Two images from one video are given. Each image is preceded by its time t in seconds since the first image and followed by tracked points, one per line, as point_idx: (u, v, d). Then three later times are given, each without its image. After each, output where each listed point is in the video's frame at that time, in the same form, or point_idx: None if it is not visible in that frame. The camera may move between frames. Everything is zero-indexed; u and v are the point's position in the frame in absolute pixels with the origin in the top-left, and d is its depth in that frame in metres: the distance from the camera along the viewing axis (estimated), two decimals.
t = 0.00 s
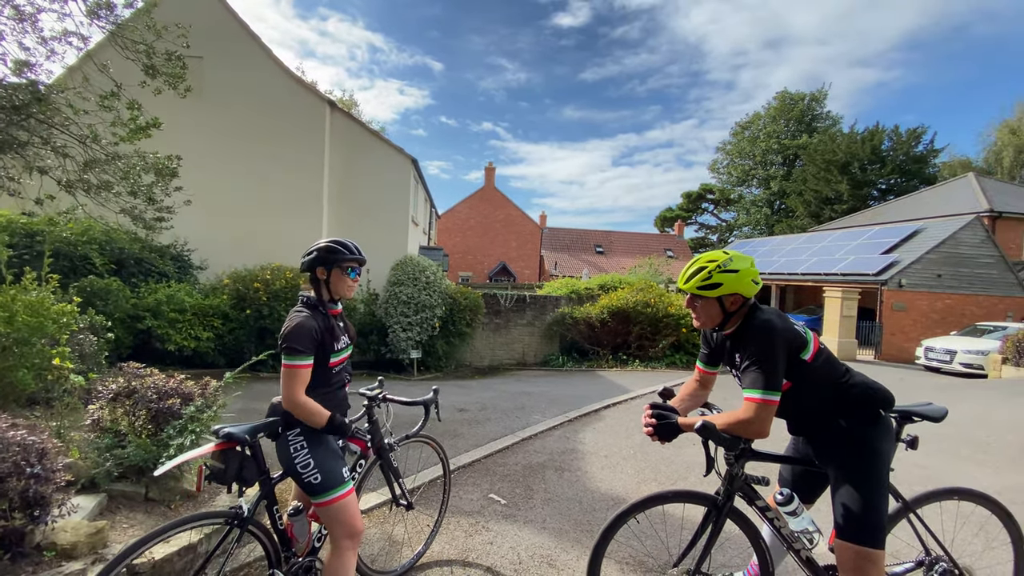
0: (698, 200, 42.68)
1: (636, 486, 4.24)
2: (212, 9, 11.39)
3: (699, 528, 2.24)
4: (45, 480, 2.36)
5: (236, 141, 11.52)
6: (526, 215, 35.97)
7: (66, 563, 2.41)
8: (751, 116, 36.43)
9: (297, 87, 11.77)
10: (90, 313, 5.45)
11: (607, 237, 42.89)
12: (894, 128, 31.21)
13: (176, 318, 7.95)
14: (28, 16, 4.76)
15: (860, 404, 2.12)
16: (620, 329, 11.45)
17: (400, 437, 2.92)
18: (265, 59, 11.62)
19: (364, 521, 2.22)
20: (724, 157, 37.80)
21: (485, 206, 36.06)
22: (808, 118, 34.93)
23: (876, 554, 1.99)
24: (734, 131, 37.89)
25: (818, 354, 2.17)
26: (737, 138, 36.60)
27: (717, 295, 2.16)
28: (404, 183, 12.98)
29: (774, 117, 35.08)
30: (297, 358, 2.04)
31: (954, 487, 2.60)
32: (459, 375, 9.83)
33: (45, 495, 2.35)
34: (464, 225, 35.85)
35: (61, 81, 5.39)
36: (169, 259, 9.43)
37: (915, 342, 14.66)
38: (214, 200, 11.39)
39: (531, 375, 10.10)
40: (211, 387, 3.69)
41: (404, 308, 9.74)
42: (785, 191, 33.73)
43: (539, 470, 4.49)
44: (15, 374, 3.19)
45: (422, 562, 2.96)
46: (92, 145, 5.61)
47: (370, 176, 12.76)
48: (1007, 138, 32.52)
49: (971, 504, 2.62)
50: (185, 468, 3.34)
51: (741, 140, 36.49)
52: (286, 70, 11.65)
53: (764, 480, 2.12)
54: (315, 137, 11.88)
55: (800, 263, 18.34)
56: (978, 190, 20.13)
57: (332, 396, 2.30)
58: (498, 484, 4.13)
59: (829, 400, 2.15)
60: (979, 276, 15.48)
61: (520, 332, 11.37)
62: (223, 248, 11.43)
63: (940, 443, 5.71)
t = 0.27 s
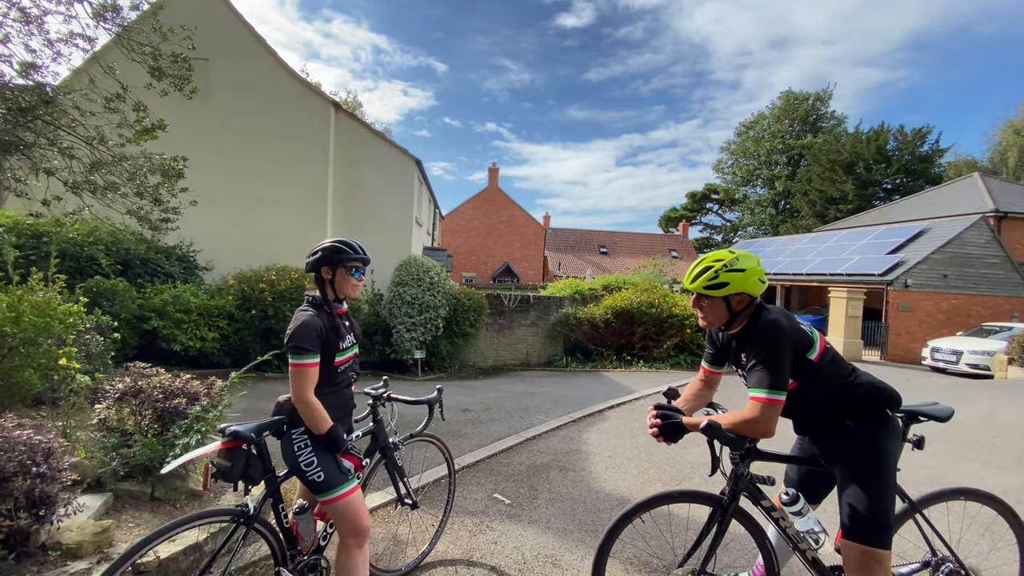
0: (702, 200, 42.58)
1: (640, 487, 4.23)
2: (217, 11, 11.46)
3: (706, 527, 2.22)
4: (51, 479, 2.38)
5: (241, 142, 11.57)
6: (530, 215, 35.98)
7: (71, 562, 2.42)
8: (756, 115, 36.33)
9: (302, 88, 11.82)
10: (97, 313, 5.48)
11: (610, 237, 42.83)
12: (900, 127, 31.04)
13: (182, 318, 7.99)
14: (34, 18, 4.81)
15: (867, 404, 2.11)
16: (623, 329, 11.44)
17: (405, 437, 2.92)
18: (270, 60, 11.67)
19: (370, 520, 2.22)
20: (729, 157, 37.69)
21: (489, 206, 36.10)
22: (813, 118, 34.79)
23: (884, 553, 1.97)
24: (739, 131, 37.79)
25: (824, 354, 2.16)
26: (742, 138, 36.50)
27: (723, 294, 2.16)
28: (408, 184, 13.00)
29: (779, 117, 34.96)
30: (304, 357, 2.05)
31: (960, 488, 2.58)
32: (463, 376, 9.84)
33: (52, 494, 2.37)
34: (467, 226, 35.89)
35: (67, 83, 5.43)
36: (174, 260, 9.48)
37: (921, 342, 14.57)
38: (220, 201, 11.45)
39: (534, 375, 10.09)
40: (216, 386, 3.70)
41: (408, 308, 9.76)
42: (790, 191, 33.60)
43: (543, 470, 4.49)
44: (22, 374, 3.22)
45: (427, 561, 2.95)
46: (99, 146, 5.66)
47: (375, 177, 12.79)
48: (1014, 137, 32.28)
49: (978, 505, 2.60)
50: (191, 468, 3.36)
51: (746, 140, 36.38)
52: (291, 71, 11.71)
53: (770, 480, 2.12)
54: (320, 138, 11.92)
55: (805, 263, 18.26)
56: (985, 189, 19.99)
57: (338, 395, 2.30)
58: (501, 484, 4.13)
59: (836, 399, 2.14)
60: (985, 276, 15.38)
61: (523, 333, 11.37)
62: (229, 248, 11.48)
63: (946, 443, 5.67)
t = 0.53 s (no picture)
0: (707, 201, 42.47)
1: (644, 489, 4.22)
2: (223, 15, 11.54)
3: (710, 530, 2.21)
4: (58, 479, 2.40)
5: (247, 145, 11.63)
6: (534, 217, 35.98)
7: (77, 561, 2.44)
8: (761, 116, 36.21)
9: (307, 90, 11.89)
10: (104, 314, 5.52)
11: (615, 238, 42.76)
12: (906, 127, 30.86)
13: (188, 319, 8.05)
14: (42, 22, 4.85)
15: (871, 407, 2.09)
16: (628, 330, 11.42)
17: (409, 438, 2.92)
18: (276, 63, 11.74)
19: (375, 521, 2.23)
20: (733, 157, 37.58)
21: (492, 208, 36.13)
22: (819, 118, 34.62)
23: (887, 555, 1.96)
24: (743, 132, 37.67)
25: (830, 356, 2.15)
26: (747, 138, 36.38)
27: (728, 296, 2.15)
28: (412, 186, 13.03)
29: (784, 117, 34.84)
30: (312, 358, 2.06)
31: (968, 490, 2.55)
32: (466, 377, 9.85)
33: (58, 494, 2.38)
34: (472, 227, 35.93)
35: (75, 86, 5.48)
36: (181, 262, 9.54)
37: (928, 344, 14.46)
38: (225, 203, 11.51)
39: (538, 377, 10.08)
40: (221, 387, 3.71)
41: (412, 310, 9.78)
42: (796, 192, 33.46)
43: (547, 472, 4.49)
44: (29, 374, 3.24)
45: (431, 562, 2.96)
46: (106, 149, 5.70)
47: (379, 178, 12.83)
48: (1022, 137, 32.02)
49: (985, 508, 2.58)
50: (195, 468, 3.38)
51: (750, 141, 36.26)
52: (296, 73, 11.77)
53: (776, 482, 2.11)
54: (324, 140, 11.98)
55: (810, 264, 18.17)
56: (992, 189, 19.84)
57: (344, 396, 2.31)
58: (505, 486, 4.13)
59: (840, 402, 2.13)
60: (993, 277, 15.26)
61: (527, 334, 11.37)
62: (234, 250, 11.53)
63: (953, 446, 5.63)
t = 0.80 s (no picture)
0: (712, 202, 42.33)
1: (648, 490, 4.22)
2: (231, 18, 11.65)
3: (713, 531, 2.22)
4: (67, 477, 2.44)
5: (254, 147, 11.73)
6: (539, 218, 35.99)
7: (87, 558, 2.48)
8: (767, 117, 36.07)
9: (313, 93, 11.97)
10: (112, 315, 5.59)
11: (620, 239, 42.69)
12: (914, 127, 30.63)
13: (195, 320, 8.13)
14: (53, 27, 4.92)
15: (873, 410, 2.10)
16: (633, 332, 11.42)
17: (413, 438, 2.95)
18: (282, 65, 11.84)
19: (381, 520, 2.26)
20: (739, 158, 37.44)
21: (497, 209, 36.21)
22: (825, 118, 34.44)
23: (887, 557, 1.97)
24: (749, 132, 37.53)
25: (834, 359, 2.15)
26: (753, 139, 36.27)
27: (735, 296, 2.16)
28: (417, 187, 13.08)
29: (790, 118, 34.67)
30: (319, 358, 2.08)
31: (975, 492, 2.54)
32: (471, 378, 9.89)
33: (68, 491, 2.43)
34: (476, 228, 36.00)
35: (85, 90, 5.55)
36: (188, 263, 9.63)
37: (937, 346, 14.33)
38: (232, 205, 11.61)
39: (543, 378, 10.09)
40: (228, 387, 3.75)
41: (417, 311, 9.81)
42: (802, 193, 33.28)
43: (551, 473, 4.50)
44: (40, 374, 3.30)
45: (435, 562, 2.99)
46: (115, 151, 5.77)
47: (385, 180, 12.89)
48: None
49: (993, 510, 2.56)
50: (202, 467, 3.42)
51: (756, 141, 36.12)
52: (302, 76, 11.86)
53: (781, 483, 2.11)
54: (330, 141, 12.05)
55: (817, 265, 18.08)
56: (1002, 190, 19.65)
57: (349, 396, 2.34)
58: (509, 487, 4.15)
59: (843, 404, 2.13)
60: (1002, 279, 15.12)
61: (532, 335, 11.39)
62: (241, 251, 11.62)
63: (961, 449, 5.58)
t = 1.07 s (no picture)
0: (718, 203, 42.19)
1: (654, 492, 4.22)
2: (237, 21, 11.74)
3: (718, 532, 2.21)
4: (79, 475, 2.48)
5: (260, 148, 11.82)
6: (543, 219, 36.01)
7: (97, 556, 2.51)
8: (773, 117, 35.93)
9: (319, 95, 12.03)
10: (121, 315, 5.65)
11: (625, 240, 42.63)
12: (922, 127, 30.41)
13: (202, 321, 8.20)
14: (63, 30, 4.99)
15: (877, 411, 2.09)
16: (638, 333, 11.42)
17: (417, 439, 2.97)
18: (288, 68, 11.91)
19: (386, 520, 2.27)
20: (745, 159, 37.32)
21: (502, 211, 36.26)
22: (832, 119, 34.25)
23: (893, 558, 1.97)
24: (755, 133, 37.41)
25: (837, 360, 2.15)
26: (759, 139, 36.13)
27: (738, 296, 2.16)
28: (423, 188, 13.11)
29: (796, 118, 34.52)
30: (323, 359, 2.11)
31: (980, 494, 2.52)
32: (476, 379, 9.92)
33: (79, 490, 2.47)
34: (481, 230, 36.07)
35: (95, 93, 5.62)
36: (195, 264, 9.71)
37: (946, 348, 14.21)
38: (239, 206, 11.70)
39: (548, 379, 10.10)
40: (235, 387, 3.79)
41: (422, 312, 9.84)
42: (809, 193, 33.11)
43: (556, 474, 4.51)
44: (50, 374, 3.35)
45: (441, 562, 3.00)
46: (124, 153, 5.83)
47: (390, 181, 12.94)
48: None
49: (999, 512, 2.54)
50: (210, 467, 3.46)
51: (762, 142, 35.98)
52: (308, 78, 11.92)
53: (785, 484, 2.11)
54: (336, 143, 12.10)
55: (823, 267, 17.99)
56: (1011, 190, 19.47)
57: (353, 397, 2.36)
58: (515, 487, 4.17)
59: (848, 406, 2.12)
60: (1012, 280, 14.98)
61: (537, 336, 11.39)
62: (248, 253, 11.71)
63: (970, 451, 5.54)
